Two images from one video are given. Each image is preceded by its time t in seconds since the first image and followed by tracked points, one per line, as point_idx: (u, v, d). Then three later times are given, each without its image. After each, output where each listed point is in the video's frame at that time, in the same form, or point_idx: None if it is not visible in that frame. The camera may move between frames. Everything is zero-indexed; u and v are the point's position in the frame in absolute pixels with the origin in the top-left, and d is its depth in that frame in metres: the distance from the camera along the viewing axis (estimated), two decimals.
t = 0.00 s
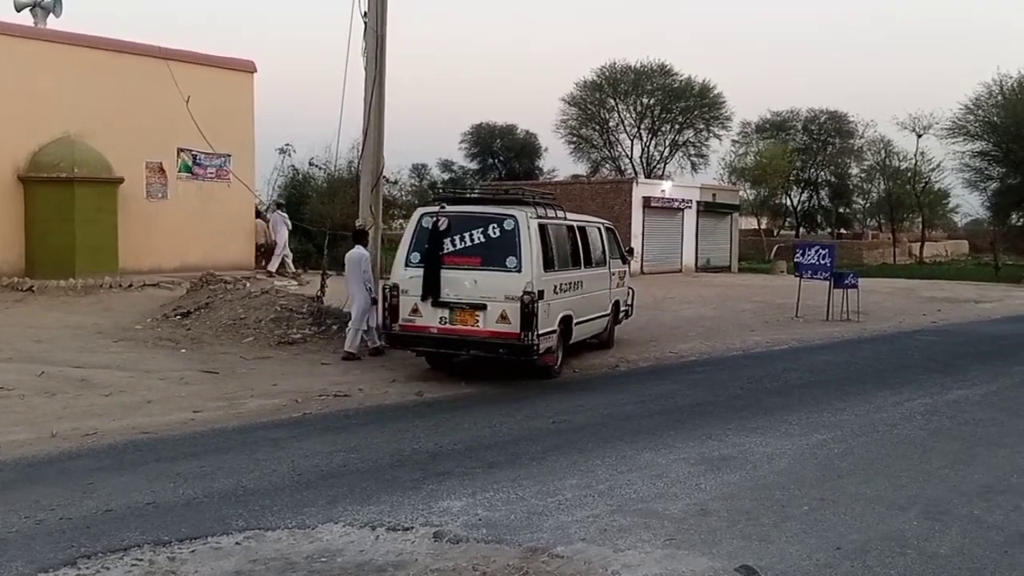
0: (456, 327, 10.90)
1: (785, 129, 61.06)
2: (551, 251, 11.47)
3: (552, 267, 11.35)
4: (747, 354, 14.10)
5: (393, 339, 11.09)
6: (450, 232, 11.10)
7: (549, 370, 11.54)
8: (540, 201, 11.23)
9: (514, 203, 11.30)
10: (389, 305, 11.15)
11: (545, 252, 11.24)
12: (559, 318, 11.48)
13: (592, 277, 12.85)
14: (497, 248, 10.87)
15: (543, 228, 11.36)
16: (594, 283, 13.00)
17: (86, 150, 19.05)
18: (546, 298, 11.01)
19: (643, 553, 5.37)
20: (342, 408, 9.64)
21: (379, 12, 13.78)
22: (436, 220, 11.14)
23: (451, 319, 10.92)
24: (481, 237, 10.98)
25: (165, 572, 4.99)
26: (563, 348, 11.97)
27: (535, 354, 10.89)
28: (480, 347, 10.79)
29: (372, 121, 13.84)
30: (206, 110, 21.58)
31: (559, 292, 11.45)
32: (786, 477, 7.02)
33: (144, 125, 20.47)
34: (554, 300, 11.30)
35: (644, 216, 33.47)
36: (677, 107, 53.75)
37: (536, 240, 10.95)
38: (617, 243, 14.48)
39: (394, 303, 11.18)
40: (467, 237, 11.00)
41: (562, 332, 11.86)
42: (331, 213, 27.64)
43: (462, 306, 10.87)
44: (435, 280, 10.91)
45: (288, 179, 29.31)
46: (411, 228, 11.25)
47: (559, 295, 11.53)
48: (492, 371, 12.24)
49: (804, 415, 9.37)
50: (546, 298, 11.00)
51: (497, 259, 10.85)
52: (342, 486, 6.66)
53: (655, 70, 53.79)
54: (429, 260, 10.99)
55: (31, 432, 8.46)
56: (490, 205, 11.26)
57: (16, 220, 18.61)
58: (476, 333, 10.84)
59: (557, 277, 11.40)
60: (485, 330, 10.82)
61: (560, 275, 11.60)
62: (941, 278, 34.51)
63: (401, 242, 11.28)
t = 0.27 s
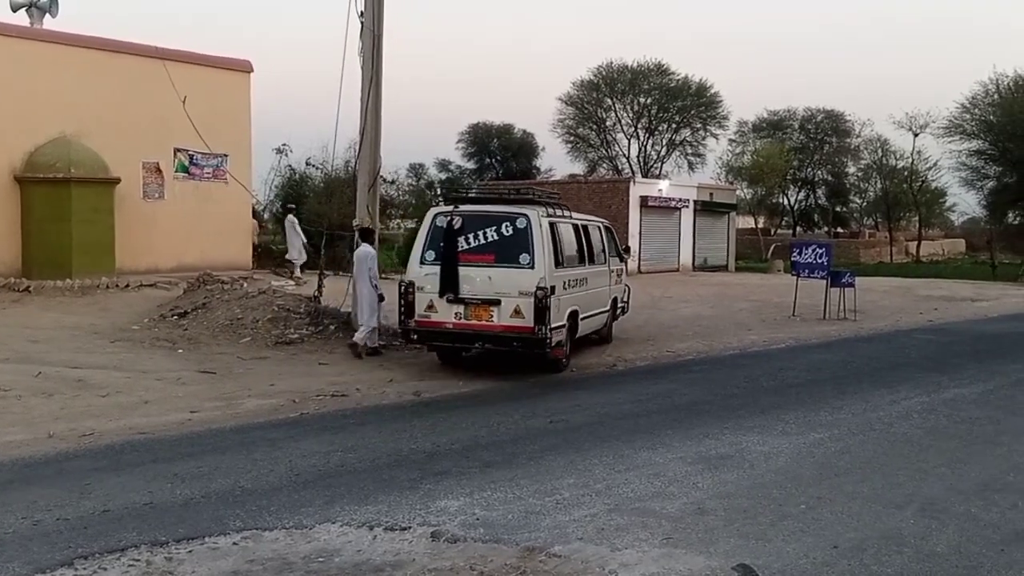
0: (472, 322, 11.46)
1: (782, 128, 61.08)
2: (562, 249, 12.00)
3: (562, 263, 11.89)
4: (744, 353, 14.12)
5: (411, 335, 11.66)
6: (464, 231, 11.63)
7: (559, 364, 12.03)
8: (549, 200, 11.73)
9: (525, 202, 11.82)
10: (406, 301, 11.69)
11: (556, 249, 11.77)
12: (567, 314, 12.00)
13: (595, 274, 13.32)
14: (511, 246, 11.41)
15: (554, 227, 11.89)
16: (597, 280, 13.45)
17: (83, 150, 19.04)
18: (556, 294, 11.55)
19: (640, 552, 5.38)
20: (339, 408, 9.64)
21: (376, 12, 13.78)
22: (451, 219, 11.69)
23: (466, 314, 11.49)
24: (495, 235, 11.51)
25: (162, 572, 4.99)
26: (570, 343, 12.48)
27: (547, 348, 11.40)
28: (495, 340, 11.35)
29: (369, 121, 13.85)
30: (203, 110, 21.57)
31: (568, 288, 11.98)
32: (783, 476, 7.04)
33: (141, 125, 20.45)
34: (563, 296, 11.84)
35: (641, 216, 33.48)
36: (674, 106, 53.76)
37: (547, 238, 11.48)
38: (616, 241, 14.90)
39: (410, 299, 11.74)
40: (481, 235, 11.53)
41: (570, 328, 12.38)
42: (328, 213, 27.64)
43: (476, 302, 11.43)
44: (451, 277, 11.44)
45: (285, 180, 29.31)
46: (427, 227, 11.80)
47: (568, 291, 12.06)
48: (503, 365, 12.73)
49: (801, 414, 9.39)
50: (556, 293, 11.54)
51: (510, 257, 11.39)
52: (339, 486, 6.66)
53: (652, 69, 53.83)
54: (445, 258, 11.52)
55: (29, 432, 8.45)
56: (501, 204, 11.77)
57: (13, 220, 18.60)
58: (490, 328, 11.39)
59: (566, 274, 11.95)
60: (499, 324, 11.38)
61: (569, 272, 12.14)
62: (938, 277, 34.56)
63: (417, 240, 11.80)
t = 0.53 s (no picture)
0: (481, 319, 11.76)
1: (777, 129, 61.14)
2: (566, 248, 12.37)
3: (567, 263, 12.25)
4: (739, 354, 14.13)
5: (422, 332, 11.93)
6: (473, 231, 11.95)
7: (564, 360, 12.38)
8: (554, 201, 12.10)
9: (531, 203, 12.17)
10: (416, 299, 11.96)
11: (561, 249, 12.13)
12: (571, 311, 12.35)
13: (594, 274, 13.59)
14: (519, 245, 11.75)
15: (559, 227, 12.26)
16: (596, 279, 13.66)
17: (78, 150, 18.99)
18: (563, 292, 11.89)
19: (635, 553, 5.38)
20: (335, 409, 9.63)
21: (371, 13, 13.78)
22: (460, 220, 11.99)
23: (476, 311, 11.77)
24: (503, 235, 11.84)
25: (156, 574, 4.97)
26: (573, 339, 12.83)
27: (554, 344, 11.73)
28: (505, 337, 11.66)
29: (364, 122, 13.83)
30: (198, 110, 21.54)
31: (572, 286, 12.33)
32: (778, 477, 7.05)
33: (136, 125, 20.42)
34: (568, 293, 12.19)
35: (637, 217, 33.50)
36: (670, 107, 53.80)
37: (553, 238, 11.83)
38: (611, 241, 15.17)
39: (420, 298, 12.01)
40: (490, 235, 11.85)
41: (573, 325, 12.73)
42: (324, 213, 27.63)
43: (486, 300, 11.72)
44: (461, 276, 11.74)
45: (280, 180, 29.29)
46: (436, 227, 12.08)
47: (573, 289, 12.41)
48: (507, 363, 13.04)
49: (796, 415, 9.39)
50: (562, 291, 11.88)
51: (519, 256, 11.72)
52: (333, 487, 6.65)
53: (647, 70, 53.87)
54: (455, 257, 11.81)
55: (22, 433, 8.43)
56: (508, 205, 12.10)
57: (7, 220, 18.55)
58: (499, 325, 11.69)
59: (570, 272, 12.31)
60: (509, 321, 11.67)
61: (573, 270, 12.48)
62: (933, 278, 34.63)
63: (426, 240, 12.08)
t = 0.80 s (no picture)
0: (493, 316, 12.08)
1: (776, 131, 61.16)
2: (573, 247, 12.72)
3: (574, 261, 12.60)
4: (739, 356, 14.14)
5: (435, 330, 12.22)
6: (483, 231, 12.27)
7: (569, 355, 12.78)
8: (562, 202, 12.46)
9: (539, 204, 12.51)
10: (429, 298, 12.25)
11: (569, 248, 12.48)
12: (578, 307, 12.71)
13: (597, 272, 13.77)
14: (529, 245, 12.09)
15: (566, 227, 12.61)
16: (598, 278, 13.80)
17: (77, 153, 18.99)
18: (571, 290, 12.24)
19: (634, 555, 5.37)
20: (334, 411, 9.63)
21: (370, 16, 13.78)
22: (470, 221, 12.31)
23: (487, 309, 12.10)
24: (513, 235, 12.18)
25: None
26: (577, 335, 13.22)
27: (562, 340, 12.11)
28: (516, 334, 12.02)
29: (363, 125, 13.83)
30: (197, 113, 21.54)
31: (579, 284, 12.68)
32: (778, 478, 7.05)
33: (135, 128, 20.41)
34: (576, 291, 12.54)
35: (636, 219, 33.50)
36: (668, 109, 53.83)
37: (561, 238, 12.18)
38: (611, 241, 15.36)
39: (432, 297, 12.29)
40: (500, 235, 12.18)
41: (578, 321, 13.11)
42: (323, 216, 27.64)
43: (497, 298, 12.05)
44: (473, 275, 12.03)
45: (280, 183, 29.30)
46: (447, 228, 12.39)
47: (579, 287, 12.76)
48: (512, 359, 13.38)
49: (796, 416, 9.39)
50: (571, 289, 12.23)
51: (528, 255, 12.06)
52: (333, 490, 6.64)
53: (646, 72, 53.91)
54: (466, 257, 12.12)
55: (21, 437, 8.43)
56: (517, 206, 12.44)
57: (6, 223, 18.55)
58: (510, 322, 12.04)
59: (577, 270, 12.66)
60: (519, 319, 12.02)
61: (580, 269, 12.83)
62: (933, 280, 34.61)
63: (438, 241, 12.37)
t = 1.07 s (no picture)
0: (506, 315, 12.39)
1: (778, 130, 61.10)
2: (583, 248, 13.06)
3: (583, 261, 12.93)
4: (741, 355, 14.13)
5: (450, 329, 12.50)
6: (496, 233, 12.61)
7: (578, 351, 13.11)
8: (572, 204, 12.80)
9: (549, 206, 12.85)
10: (445, 298, 12.52)
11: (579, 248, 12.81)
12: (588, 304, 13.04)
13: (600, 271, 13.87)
14: (541, 245, 12.42)
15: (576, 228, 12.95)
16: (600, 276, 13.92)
17: (79, 155, 19.02)
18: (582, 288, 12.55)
19: (636, 555, 5.38)
20: (337, 412, 9.64)
21: (371, 17, 13.79)
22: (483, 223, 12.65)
23: (501, 308, 12.39)
24: (526, 236, 12.51)
25: None
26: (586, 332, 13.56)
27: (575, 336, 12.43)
28: (529, 332, 12.34)
29: (365, 126, 13.84)
30: (199, 115, 21.56)
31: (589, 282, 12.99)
32: (780, 478, 7.05)
33: (137, 130, 20.44)
34: (586, 289, 12.85)
35: (638, 219, 33.49)
36: (670, 109, 53.80)
37: (571, 239, 12.52)
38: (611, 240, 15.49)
39: (447, 297, 12.58)
40: (513, 236, 12.52)
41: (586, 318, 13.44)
42: (325, 217, 27.66)
43: (511, 297, 12.35)
44: (487, 274, 12.30)
45: (282, 184, 29.33)
46: (461, 230, 12.72)
47: (589, 285, 13.07)
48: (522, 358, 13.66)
49: (799, 416, 9.38)
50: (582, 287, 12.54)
51: (541, 255, 12.38)
52: (335, 491, 6.65)
53: (648, 72, 53.91)
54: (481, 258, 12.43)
55: (25, 438, 8.44)
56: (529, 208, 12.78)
57: (9, 225, 18.58)
58: (524, 321, 12.34)
59: (587, 269, 12.99)
60: (532, 317, 12.33)
61: (589, 267, 13.16)
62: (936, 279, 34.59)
63: (452, 242, 12.68)
